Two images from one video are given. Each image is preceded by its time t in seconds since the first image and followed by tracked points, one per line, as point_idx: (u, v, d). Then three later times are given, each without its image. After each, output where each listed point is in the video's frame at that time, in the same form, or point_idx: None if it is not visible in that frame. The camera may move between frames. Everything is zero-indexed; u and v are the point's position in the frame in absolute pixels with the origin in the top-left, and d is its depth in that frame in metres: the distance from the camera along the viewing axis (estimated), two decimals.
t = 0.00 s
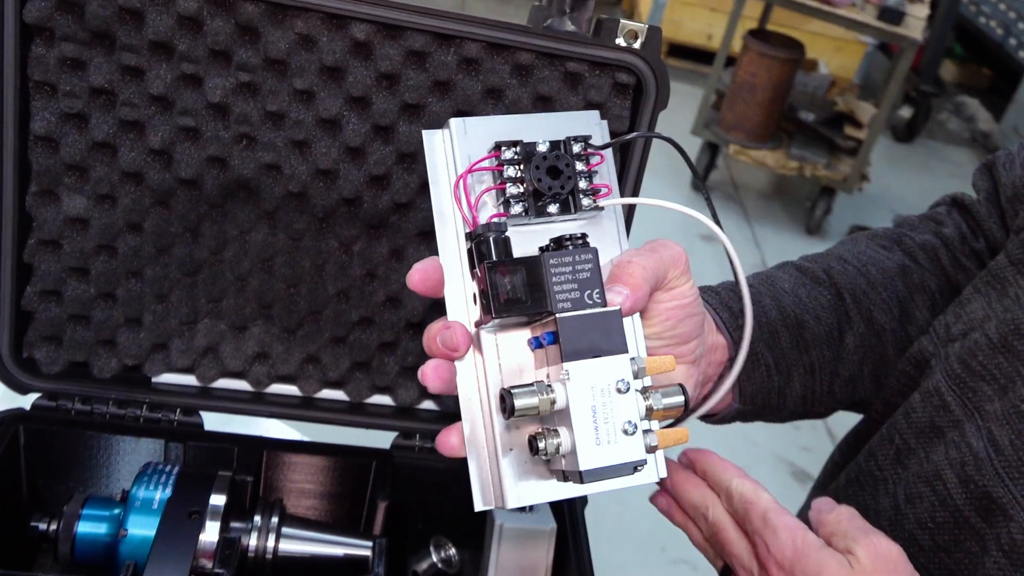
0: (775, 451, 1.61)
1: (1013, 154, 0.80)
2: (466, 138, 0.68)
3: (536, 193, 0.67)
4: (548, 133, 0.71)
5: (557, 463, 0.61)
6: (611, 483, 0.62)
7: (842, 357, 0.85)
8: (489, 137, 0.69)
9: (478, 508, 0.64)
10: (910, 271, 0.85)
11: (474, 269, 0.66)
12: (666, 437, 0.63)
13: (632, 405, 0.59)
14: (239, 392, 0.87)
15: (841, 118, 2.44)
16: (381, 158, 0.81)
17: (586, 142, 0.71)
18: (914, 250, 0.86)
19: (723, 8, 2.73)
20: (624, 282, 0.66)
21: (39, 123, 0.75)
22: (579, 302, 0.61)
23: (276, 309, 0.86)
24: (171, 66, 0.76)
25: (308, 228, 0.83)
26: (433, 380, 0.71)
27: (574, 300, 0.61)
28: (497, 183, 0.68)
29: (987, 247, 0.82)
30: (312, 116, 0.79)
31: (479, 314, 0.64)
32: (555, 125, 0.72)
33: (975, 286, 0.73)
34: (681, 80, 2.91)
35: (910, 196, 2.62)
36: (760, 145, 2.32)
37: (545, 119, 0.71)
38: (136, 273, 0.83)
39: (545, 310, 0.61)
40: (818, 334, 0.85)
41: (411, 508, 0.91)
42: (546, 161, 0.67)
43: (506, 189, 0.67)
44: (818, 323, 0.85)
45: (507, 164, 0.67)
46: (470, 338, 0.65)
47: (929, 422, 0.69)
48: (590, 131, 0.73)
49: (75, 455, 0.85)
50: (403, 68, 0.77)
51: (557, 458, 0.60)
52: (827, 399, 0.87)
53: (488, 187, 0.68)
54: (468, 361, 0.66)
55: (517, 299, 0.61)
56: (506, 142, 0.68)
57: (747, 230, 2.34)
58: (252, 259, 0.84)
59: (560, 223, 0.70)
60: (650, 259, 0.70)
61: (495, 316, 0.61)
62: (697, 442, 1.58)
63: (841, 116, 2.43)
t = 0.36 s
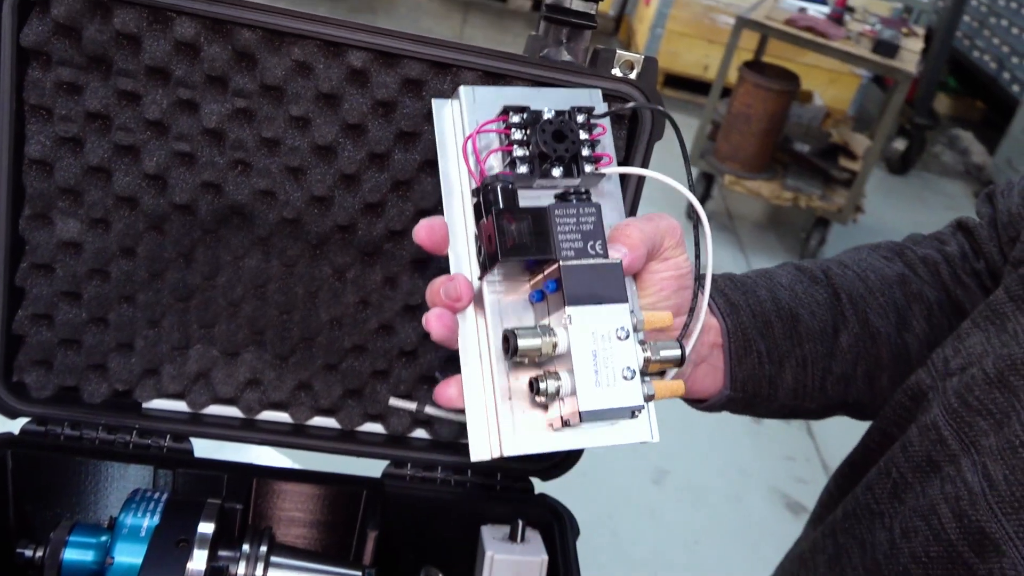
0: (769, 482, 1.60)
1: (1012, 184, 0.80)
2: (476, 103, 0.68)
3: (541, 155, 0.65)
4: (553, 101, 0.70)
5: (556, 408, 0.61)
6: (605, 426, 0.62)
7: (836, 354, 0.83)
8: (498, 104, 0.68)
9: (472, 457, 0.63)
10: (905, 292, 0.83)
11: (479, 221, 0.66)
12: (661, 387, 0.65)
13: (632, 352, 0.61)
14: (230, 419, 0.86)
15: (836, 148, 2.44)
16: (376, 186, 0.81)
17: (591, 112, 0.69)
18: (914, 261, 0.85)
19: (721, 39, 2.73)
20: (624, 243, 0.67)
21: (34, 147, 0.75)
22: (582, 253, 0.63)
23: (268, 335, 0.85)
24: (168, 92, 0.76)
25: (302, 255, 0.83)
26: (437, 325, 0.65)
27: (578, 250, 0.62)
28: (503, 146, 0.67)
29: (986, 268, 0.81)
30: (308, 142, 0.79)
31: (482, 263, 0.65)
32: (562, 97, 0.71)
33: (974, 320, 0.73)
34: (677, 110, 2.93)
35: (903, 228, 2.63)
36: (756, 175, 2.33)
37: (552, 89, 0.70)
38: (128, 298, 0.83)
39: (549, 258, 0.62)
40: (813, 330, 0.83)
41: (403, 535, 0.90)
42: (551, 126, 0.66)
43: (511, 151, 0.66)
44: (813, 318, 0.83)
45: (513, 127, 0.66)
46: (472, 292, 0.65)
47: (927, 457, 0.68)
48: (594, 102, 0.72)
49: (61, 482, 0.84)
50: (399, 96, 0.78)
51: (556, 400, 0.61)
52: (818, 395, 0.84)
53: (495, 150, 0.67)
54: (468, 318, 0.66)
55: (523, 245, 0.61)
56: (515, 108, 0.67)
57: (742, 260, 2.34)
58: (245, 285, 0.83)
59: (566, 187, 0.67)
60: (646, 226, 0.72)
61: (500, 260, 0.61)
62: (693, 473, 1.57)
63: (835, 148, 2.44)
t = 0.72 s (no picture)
0: (766, 511, 1.59)
1: None
2: (493, 65, 0.69)
3: (552, 119, 0.67)
4: (568, 70, 0.71)
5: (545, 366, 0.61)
6: (588, 391, 0.62)
7: (842, 351, 0.83)
8: (514, 67, 0.70)
9: (460, 411, 0.62)
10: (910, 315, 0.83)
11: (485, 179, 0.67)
12: (647, 353, 0.63)
13: (621, 314, 0.60)
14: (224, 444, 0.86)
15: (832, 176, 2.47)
16: (372, 211, 0.81)
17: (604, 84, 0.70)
18: (926, 265, 0.86)
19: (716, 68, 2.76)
20: (626, 211, 0.68)
21: (30, 170, 0.75)
22: (579, 212, 0.63)
23: (263, 359, 0.85)
24: (165, 117, 0.76)
25: (297, 279, 0.83)
26: (436, 275, 0.66)
27: (575, 209, 0.63)
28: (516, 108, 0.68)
29: (998, 275, 0.82)
30: (305, 167, 0.79)
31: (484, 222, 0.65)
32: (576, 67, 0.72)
33: (969, 332, 0.74)
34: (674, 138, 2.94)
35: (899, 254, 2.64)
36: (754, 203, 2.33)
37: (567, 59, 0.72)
38: (123, 322, 0.82)
39: (546, 217, 0.62)
40: (820, 322, 0.82)
41: (397, 562, 0.90)
42: (564, 92, 0.67)
43: (523, 113, 0.67)
44: (821, 311, 0.83)
45: (527, 91, 0.68)
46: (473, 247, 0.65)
47: (924, 471, 0.68)
48: (610, 76, 0.72)
49: (53, 508, 0.83)
50: (396, 121, 0.78)
51: (544, 357, 0.60)
52: (821, 389, 0.84)
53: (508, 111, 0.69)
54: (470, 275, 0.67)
55: (522, 198, 0.61)
56: (531, 72, 0.69)
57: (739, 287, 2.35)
58: (240, 309, 0.83)
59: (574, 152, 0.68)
60: (653, 199, 0.72)
61: (499, 215, 0.61)
62: (689, 500, 1.56)
63: (830, 174, 2.46)
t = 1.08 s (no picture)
0: (763, 515, 1.59)
1: None
2: (497, 97, 0.69)
3: (556, 150, 0.67)
4: (569, 99, 0.71)
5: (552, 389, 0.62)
6: (595, 412, 0.63)
7: (848, 363, 0.83)
8: (517, 98, 0.70)
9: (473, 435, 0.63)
10: (920, 324, 0.83)
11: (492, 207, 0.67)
12: (655, 374, 0.64)
13: (627, 338, 0.61)
14: (220, 450, 0.85)
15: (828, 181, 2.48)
16: (368, 216, 0.81)
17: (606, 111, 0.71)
18: (934, 275, 0.85)
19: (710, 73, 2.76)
20: (629, 236, 0.68)
21: (25, 176, 0.74)
22: (584, 241, 0.63)
23: (259, 365, 0.84)
24: (160, 121, 0.76)
25: (294, 284, 0.83)
26: (448, 305, 0.66)
27: (580, 238, 0.63)
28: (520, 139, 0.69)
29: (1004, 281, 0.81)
30: (301, 172, 0.79)
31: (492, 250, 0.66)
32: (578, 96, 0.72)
33: (970, 332, 0.73)
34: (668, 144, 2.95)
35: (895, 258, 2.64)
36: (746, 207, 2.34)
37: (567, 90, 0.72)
38: (118, 327, 0.82)
39: (552, 245, 0.63)
40: (826, 335, 0.83)
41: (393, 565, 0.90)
42: (567, 122, 0.68)
43: (527, 144, 0.68)
44: (826, 326, 0.83)
45: (531, 122, 0.68)
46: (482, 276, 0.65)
47: (916, 459, 0.69)
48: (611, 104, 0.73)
49: (48, 515, 0.83)
50: (392, 125, 0.78)
51: (552, 381, 0.61)
52: (828, 400, 0.84)
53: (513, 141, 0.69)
54: (479, 302, 0.67)
55: (529, 230, 0.62)
56: (534, 103, 0.69)
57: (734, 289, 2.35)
58: (236, 314, 0.83)
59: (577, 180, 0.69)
60: (654, 220, 0.73)
61: (506, 246, 0.62)
62: (686, 505, 1.56)
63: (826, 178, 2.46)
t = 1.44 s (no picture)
0: (760, 526, 1.59)
1: None
2: (488, 115, 0.70)
3: (548, 166, 0.68)
4: (559, 117, 0.72)
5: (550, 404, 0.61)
6: (591, 425, 0.62)
7: (839, 378, 0.83)
8: (508, 116, 0.71)
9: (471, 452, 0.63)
10: (909, 340, 0.83)
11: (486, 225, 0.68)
12: (650, 388, 0.65)
13: (621, 351, 0.61)
14: (215, 462, 0.85)
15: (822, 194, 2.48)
16: (363, 228, 0.81)
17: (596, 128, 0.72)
18: (924, 292, 0.86)
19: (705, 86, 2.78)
20: (620, 250, 0.68)
21: (21, 190, 0.75)
22: (578, 255, 0.64)
23: (255, 378, 0.84)
24: (156, 135, 0.77)
25: (289, 296, 0.83)
26: (443, 321, 0.67)
27: (574, 252, 0.64)
28: (513, 157, 0.70)
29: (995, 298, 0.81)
30: (296, 185, 0.80)
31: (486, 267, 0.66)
32: (568, 116, 0.73)
33: (962, 345, 0.73)
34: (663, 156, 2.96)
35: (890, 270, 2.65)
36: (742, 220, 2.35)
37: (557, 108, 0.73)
38: (113, 340, 0.82)
39: (546, 260, 0.63)
40: (816, 351, 0.83)
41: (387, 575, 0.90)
42: (559, 138, 0.68)
43: (520, 161, 0.69)
44: (817, 340, 0.83)
45: (523, 139, 0.69)
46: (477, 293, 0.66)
47: (904, 470, 0.69)
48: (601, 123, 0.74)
49: (40, 529, 0.82)
50: (387, 138, 0.78)
51: (548, 395, 0.61)
52: (821, 415, 0.84)
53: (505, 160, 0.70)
54: (473, 318, 0.67)
55: (523, 244, 0.62)
56: (526, 121, 0.70)
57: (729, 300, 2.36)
58: (231, 326, 0.83)
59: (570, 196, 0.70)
60: (645, 235, 0.74)
61: (501, 261, 0.62)
62: (682, 518, 1.56)
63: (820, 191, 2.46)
